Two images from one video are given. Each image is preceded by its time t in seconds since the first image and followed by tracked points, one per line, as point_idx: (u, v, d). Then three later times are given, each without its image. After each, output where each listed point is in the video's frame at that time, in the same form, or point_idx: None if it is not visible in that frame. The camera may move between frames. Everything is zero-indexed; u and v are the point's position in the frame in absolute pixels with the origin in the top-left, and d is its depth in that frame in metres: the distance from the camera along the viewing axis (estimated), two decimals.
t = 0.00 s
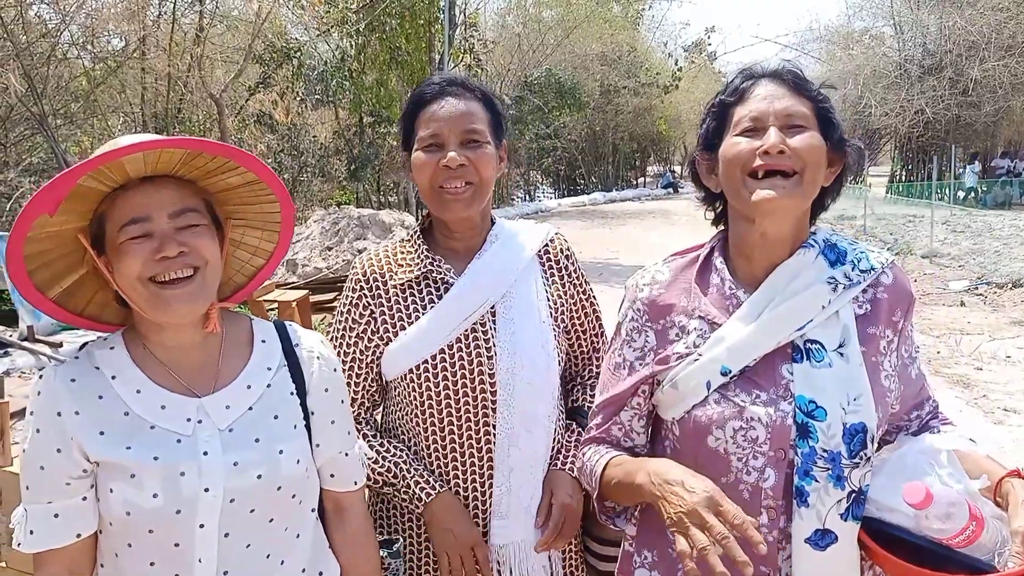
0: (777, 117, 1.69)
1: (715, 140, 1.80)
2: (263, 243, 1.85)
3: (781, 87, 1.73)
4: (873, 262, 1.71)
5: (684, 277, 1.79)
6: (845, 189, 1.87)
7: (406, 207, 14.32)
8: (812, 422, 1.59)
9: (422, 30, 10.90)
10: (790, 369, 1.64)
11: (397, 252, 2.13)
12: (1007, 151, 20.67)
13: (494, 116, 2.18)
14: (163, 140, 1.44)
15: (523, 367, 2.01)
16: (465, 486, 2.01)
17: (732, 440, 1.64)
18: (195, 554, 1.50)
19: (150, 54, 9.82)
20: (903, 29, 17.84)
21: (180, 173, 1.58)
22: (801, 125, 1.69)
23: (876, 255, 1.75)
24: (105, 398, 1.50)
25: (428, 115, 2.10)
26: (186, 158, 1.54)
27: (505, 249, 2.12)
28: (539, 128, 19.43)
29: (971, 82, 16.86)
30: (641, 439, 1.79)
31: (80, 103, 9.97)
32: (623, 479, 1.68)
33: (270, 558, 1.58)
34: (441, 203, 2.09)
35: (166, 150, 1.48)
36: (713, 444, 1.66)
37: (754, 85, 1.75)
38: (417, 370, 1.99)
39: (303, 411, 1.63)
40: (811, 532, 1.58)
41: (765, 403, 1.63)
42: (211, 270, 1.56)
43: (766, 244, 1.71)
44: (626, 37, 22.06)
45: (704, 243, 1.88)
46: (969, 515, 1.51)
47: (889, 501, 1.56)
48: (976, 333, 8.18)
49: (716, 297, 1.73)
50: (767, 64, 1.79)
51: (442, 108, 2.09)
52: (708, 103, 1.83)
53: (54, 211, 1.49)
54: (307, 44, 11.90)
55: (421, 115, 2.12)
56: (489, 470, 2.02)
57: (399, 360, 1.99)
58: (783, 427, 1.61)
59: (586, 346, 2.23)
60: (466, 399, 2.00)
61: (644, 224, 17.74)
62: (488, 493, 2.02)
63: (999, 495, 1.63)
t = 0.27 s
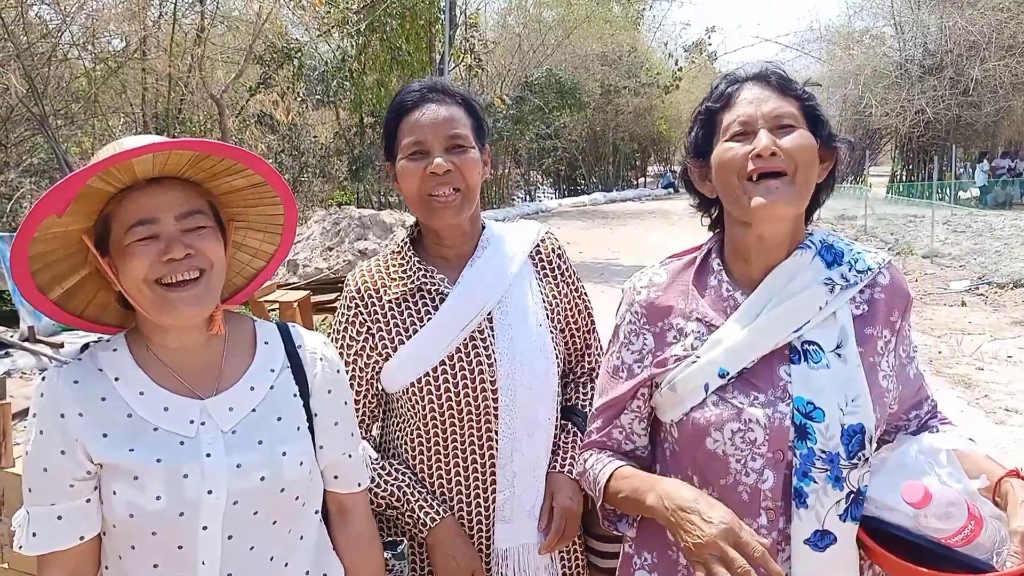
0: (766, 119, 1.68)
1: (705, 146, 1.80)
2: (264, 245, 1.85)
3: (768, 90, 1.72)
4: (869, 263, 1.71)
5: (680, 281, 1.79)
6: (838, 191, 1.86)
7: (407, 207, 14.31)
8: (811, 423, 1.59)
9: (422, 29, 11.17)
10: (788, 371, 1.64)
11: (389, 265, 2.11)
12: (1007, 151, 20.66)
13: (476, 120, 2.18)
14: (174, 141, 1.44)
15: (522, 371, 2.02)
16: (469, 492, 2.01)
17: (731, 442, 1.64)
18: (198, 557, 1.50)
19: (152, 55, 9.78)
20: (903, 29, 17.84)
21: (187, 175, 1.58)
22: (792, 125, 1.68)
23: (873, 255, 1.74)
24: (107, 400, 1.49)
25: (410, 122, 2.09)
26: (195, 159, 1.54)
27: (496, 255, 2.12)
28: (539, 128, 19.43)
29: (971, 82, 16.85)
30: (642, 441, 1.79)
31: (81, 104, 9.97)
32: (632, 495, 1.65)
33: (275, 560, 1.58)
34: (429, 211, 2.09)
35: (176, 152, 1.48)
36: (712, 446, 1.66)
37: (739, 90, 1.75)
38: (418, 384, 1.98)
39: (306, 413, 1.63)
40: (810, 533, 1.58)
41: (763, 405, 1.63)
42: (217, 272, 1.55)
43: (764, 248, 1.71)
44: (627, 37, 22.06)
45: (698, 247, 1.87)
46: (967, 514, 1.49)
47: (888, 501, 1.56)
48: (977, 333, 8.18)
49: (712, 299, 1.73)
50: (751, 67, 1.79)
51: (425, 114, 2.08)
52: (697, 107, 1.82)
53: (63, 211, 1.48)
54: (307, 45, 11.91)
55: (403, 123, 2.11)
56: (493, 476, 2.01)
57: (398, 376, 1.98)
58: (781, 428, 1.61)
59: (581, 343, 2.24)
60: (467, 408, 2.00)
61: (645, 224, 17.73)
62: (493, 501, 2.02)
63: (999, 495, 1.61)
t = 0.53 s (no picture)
0: (760, 123, 1.68)
1: (699, 151, 1.79)
2: (261, 248, 1.85)
3: (760, 92, 1.72)
4: (864, 259, 1.71)
5: (678, 279, 1.79)
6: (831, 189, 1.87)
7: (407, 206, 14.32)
8: (812, 418, 1.59)
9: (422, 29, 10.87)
10: (788, 367, 1.64)
11: (403, 252, 2.14)
12: (1007, 149, 20.66)
13: (507, 119, 2.18)
14: (185, 151, 1.45)
15: (530, 363, 2.01)
16: (472, 485, 2.02)
17: (734, 438, 1.64)
18: (199, 559, 1.50)
19: (151, 55, 9.76)
20: (903, 27, 17.83)
21: (194, 181, 1.58)
22: (785, 126, 1.68)
23: (868, 251, 1.74)
24: (106, 403, 1.49)
25: (442, 113, 2.09)
26: (203, 167, 1.54)
27: (513, 246, 2.12)
28: (539, 127, 19.44)
29: (971, 80, 16.84)
30: (642, 441, 1.78)
31: (81, 103, 9.97)
32: (641, 515, 1.63)
33: (276, 562, 1.58)
34: (451, 207, 2.09)
35: (185, 160, 1.48)
36: (715, 443, 1.65)
37: (732, 92, 1.75)
38: (423, 368, 2.00)
39: (305, 414, 1.63)
40: (815, 527, 1.58)
41: (764, 401, 1.63)
42: (219, 277, 1.56)
43: (760, 248, 1.71)
44: (626, 36, 22.06)
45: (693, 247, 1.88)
46: (967, 509, 1.47)
47: (887, 496, 1.54)
48: (977, 331, 8.18)
49: (711, 295, 1.73)
50: (743, 68, 1.77)
51: (457, 108, 2.08)
52: (690, 108, 1.82)
53: (70, 215, 1.48)
54: (307, 44, 11.92)
55: (435, 113, 2.11)
56: (495, 471, 2.02)
57: (406, 359, 2.00)
58: (783, 424, 1.61)
59: (594, 344, 2.21)
60: (473, 399, 2.00)
61: (645, 222, 17.74)
62: (495, 492, 2.02)
63: (995, 488, 1.63)
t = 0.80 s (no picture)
0: (756, 124, 1.67)
1: (700, 148, 1.79)
2: (263, 243, 1.85)
3: (756, 92, 1.71)
4: (862, 256, 1.70)
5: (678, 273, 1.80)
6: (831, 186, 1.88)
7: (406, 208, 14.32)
8: (809, 412, 1.58)
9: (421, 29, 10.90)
10: (786, 362, 1.64)
11: (410, 250, 2.15)
12: (1007, 149, 20.67)
13: (530, 121, 2.18)
14: (162, 155, 1.44)
15: (533, 363, 2.00)
16: (472, 485, 2.01)
17: (733, 430, 1.63)
18: (196, 558, 1.50)
19: (150, 55, 9.73)
20: (902, 28, 17.83)
21: (180, 180, 1.57)
22: (781, 128, 1.67)
23: (867, 248, 1.74)
24: (102, 403, 1.48)
25: (466, 111, 2.09)
26: (185, 168, 1.53)
27: (520, 247, 2.11)
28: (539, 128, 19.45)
29: (971, 80, 16.85)
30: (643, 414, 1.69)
31: (79, 104, 9.97)
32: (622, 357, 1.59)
33: (274, 562, 1.58)
34: (465, 204, 2.10)
35: (165, 163, 1.48)
36: (714, 435, 1.65)
37: (731, 91, 1.73)
38: (426, 365, 2.00)
39: (303, 413, 1.62)
40: (809, 520, 1.57)
41: (762, 395, 1.62)
42: (210, 279, 1.55)
43: (757, 245, 1.72)
44: (626, 37, 22.08)
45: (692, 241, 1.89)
46: (957, 500, 1.52)
47: (881, 490, 1.57)
48: (977, 331, 8.18)
49: (712, 289, 1.74)
50: (742, 68, 1.76)
51: (480, 105, 2.08)
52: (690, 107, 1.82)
53: (50, 220, 1.49)
54: (307, 45, 11.92)
55: (459, 109, 2.11)
56: (495, 471, 2.01)
57: (410, 357, 2.00)
58: (781, 418, 1.61)
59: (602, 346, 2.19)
60: (475, 398, 2.00)
61: (645, 223, 17.74)
62: (495, 492, 2.01)
63: (992, 485, 1.60)
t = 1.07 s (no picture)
0: (781, 129, 1.67)
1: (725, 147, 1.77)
2: (266, 249, 1.84)
3: (779, 95, 1.69)
4: (880, 261, 1.71)
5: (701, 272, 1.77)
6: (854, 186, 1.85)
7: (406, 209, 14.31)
8: (837, 417, 1.58)
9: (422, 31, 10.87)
10: (811, 365, 1.63)
11: (417, 255, 2.14)
12: (1006, 151, 20.68)
13: (536, 124, 2.17)
14: (167, 161, 1.44)
15: (537, 369, 2.00)
16: (476, 491, 2.00)
17: (760, 434, 1.62)
18: (199, 565, 1.49)
19: (150, 56, 9.73)
20: (901, 30, 17.85)
21: (186, 186, 1.56)
22: (805, 134, 1.66)
23: (883, 254, 1.74)
24: (105, 409, 1.48)
25: (471, 114, 2.09)
26: (192, 174, 1.52)
27: (526, 251, 2.10)
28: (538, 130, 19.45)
29: (970, 82, 16.86)
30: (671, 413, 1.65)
31: (78, 106, 9.93)
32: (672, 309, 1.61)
33: (277, 568, 1.57)
34: (470, 208, 2.09)
35: (171, 169, 1.47)
36: (740, 438, 1.63)
37: (758, 92, 1.71)
38: (431, 371, 1.99)
39: (306, 419, 1.61)
40: (837, 526, 1.56)
41: (789, 398, 1.61)
42: (213, 285, 1.54)
43: (778, 248, 1.71)
44: (625, 38, 22.08)
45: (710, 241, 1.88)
46: (986, 502, 1.55)
47: (909, 493, 1.58)
48: (976, 334, 8.18)
49: (734, 288, 1.72)
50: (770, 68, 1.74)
51: (486, 109, 2.08)
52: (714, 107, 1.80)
53: (55, 224, 1.48)
54: (307, 46, 11.91)
55: (464, 112, 2.11)
56: (501, 476, 2.00)
57: (415, 362, 2.00)
58: (809, 422, 1.60)
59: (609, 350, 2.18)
60: (480, 403, 1.99)
61: (644, 225, 17.74)
62: (501, 499, 2.01)
63: (1006, 485, 1.65)
